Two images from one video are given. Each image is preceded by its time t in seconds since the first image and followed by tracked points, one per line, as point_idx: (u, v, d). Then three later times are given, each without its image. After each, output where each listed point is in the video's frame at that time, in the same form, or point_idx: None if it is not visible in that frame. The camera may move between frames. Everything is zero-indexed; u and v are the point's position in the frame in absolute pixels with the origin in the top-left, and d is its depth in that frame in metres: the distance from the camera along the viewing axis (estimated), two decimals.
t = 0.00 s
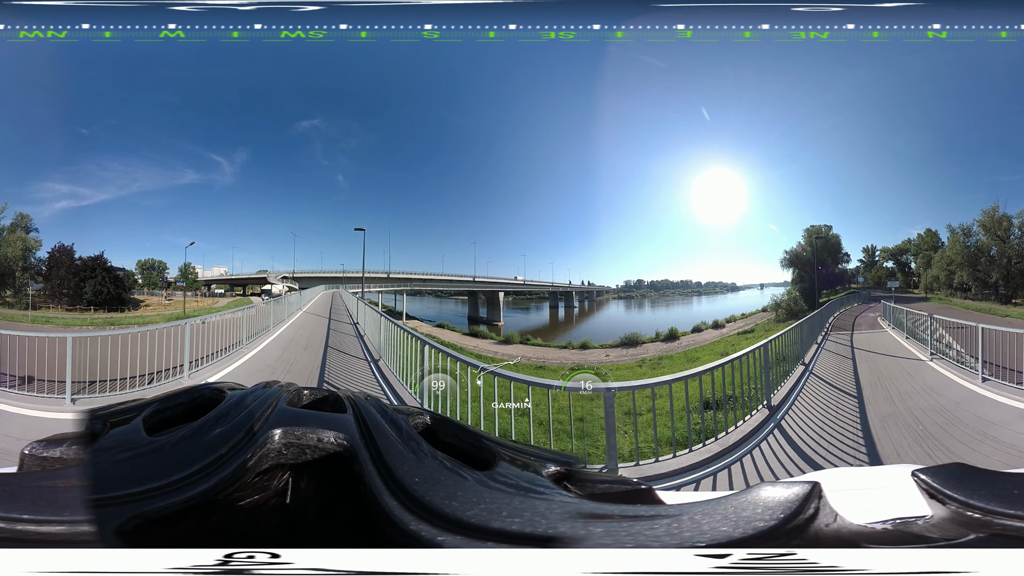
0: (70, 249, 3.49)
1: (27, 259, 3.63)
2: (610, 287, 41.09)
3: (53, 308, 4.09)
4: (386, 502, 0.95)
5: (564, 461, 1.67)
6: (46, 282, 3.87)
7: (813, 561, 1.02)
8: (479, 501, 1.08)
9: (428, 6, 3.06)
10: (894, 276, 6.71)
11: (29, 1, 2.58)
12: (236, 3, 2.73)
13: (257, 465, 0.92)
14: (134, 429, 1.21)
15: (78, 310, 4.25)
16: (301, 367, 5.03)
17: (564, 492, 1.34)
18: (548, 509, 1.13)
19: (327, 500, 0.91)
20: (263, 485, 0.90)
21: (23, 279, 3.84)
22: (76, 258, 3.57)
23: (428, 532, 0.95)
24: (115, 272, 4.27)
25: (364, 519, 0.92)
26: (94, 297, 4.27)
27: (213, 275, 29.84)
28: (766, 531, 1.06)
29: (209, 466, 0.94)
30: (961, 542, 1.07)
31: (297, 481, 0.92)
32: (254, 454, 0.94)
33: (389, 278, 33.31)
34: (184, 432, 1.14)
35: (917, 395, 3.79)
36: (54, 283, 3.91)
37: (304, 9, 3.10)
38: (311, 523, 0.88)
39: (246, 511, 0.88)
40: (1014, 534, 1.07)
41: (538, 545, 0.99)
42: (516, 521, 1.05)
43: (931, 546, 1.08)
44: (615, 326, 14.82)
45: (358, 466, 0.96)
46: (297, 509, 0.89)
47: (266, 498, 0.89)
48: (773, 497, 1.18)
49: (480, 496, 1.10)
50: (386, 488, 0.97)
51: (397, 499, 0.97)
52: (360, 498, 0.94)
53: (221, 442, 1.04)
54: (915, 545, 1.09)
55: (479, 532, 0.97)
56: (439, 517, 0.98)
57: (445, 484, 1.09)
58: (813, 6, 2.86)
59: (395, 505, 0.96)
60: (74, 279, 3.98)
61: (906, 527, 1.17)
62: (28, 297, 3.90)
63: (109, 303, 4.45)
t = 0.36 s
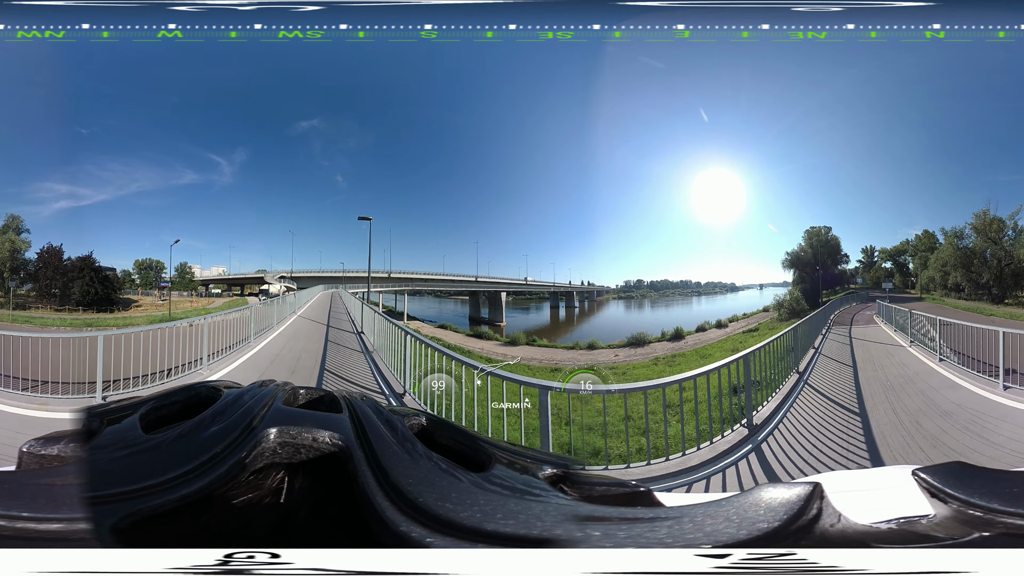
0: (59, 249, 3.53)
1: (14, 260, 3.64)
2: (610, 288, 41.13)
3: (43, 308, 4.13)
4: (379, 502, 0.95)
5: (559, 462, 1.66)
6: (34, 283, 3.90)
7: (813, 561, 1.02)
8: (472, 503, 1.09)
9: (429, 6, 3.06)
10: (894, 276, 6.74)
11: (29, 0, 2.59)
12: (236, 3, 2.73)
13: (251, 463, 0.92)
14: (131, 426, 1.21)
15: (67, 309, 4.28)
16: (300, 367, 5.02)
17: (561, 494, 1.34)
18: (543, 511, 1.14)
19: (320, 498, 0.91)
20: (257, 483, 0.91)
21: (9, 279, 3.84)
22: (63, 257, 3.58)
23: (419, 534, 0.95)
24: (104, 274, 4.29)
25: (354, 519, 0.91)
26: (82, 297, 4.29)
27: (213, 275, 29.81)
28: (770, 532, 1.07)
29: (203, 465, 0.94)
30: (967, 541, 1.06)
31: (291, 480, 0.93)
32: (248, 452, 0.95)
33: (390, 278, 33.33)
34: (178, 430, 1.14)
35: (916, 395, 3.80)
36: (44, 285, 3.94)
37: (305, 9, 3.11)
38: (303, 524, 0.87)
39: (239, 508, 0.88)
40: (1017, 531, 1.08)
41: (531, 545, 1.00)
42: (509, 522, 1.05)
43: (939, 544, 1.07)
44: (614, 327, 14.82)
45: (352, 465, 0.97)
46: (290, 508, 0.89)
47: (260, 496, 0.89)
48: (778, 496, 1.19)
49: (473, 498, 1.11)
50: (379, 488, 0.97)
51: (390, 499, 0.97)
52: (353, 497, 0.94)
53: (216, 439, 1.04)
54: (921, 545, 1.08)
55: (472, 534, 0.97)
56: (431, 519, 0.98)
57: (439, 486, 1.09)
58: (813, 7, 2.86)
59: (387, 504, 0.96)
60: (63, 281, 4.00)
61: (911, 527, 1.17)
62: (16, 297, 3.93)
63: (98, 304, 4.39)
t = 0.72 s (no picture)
0: (46, 249, 3.49)
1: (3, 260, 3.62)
2: (610, 288, 41.15)
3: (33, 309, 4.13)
4: (379, 504, 0.95)
5: (556, 460, 1.65)
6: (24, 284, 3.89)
7: (813, 561, 1.02)
8: (473, 502, 1.09)
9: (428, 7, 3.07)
10: (893, 277, 6.76)
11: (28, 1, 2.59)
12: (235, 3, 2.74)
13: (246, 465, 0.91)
14: (123, 428, 1.22)
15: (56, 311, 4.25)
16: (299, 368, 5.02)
17: (560, 493, 1.34)
18: (545, 509, 1.14)
19: (318, 501, 0.91)
20: (253, 486, 0.90)
21: None
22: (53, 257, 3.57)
23: (423, 534, 0.95)
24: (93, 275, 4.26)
25: (356, 521, 0.92)
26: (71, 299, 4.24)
27: (212, 275, 29.78)
28: (759, 529, 1.07)
29: (198, 467, 0.94)
30: (945, 541, 1.07)
31: (288, 483, 0.92)
32: (244, 456, 0.95)
33: (389, 278, 33.33)
34: (172, 433, 1.14)
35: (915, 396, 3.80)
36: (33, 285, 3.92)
37: (304, 8, 3.10)
38: (303, 525, 0.88)
39: (237, 510, 0.88)
40: (1000, 534, 1.07)
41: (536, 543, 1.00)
42: (512, 520, 1.06)
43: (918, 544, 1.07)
44: (614, 327, 14.84)
45: (350, 468, 0.96)
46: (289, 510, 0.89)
47: (257, 499, 0.89)
48: (770, 493, 1.21)
49: (472, 498, 1.10)
50: (378, 490, 0.97)
51: (391, 501, 0.98)
52: (352, 499, 0.94)
53: (210, 443, 1.04)
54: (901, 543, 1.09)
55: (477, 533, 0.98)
56: (433, 519, 0.98)
57: (439, 487, 1.08)
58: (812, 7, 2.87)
59: (388, 507, 0.96)
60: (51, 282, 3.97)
61: (894, 525, 1.16)
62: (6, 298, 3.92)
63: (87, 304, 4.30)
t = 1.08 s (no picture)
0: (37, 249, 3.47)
1: None
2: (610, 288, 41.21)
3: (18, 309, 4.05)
4: (384, 508, 0.95)
5: (570, 463, 1.67)
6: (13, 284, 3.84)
7: (813, 561, 1.02)
8: (484, 505, 1.09)
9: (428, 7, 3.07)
10: (891, 277, 6.78)
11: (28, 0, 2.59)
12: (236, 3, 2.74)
13: (248, 468, 0.91)
14: (127, 428, 1.22)
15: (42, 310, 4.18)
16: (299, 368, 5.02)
17: (573, 495, 1.34)
18: (560, 512, 1.13)
19: (320, 506, 0.92)
20: (254, 488, 0.90)
21: None
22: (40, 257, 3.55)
23: (434, 537, 0.95)
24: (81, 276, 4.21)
25: (359, 525, 0.92)
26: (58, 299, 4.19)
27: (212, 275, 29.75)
28: (781, 525, 1.08)
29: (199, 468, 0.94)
30: (950, 535, 1.07)
31: (290, 485, 0.93)
32: (246, 457, 0.93)
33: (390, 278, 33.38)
34: (176, 434, 1.14)
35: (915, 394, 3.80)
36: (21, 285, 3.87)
37: (304, 8, 3.11)
38: (301, 528, 0.89)
39: (234, 513, 0.88)
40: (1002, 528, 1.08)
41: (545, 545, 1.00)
42: (526, 525, 1.05)
43: (926, 539, 1.07)
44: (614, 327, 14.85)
45: (355, 472, 0.95)
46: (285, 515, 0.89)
47: (256, 501, 0.90)
48: (783, 491, 1.21)
49: (481, 501, 1.10)
50: (383, 493, 0.97)
51: (396, 505, 0.97)
52: (356, 504, 0.93)
53: (211, 446, 1.03)
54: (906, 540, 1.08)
55: (489, 536, 0.98)
56: (442, 523, 0.98)
57: (448, 491, 1.08)
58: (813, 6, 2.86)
59: (394, 511, 0.96)
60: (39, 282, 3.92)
61: (899, 521, 1.17)
62: None
63: (75, 303, 4.28)
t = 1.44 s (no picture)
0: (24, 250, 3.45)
1: None
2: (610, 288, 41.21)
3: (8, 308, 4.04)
4: (413, 507, 0.96)
5: (581, 454, 1.66)
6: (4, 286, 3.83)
7: (813, 561, 1.03)
8: (506, 498, 1.09)
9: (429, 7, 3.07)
10: (889, 278, 6.79)
11: (31, 2, 2.61)
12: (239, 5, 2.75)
13: (267, 475, 0.90)
14: (133, 439, 1.21)
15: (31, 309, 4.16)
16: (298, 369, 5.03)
17: (585, 486, 1.34)
18: (575, 504, 1.13)
19: (349, 508, 0.93)
20: (276, 494, 0.91)
21: None
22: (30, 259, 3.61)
23: (461, 532, 0.94)
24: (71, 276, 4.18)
25: (394, 528, 0.92)
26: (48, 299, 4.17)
27: (212, 276, 29.74)
28: (764, 520, 1.08)
29: (212, 476, 0.93)
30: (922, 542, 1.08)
31: (312, 487, 0.94)
32: (263, 464, 0.93)
33: (390, 278, 33.39)
34: (186, 443, 1.14)
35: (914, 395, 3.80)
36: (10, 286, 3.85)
37: (304, 9, 3.11)
38: (336, 531, 0.90)
39: (259, 519, 0.89)
40: (978, 540, 1.08)
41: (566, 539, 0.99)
42: (547, 517, 1.05)
43: (894, 541, 1.08)
44: (614, 327, 14.86)
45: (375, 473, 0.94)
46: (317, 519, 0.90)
47: (280, 506, 0.91)
48: (774, 485, 1.20)
49: (502, 495, 1.10)
50: (409, 494, 0.97)
51: (424, 504, 0.97)
52: (384, 504, 0.94)
53: (223, 454, 1.03)
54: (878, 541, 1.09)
55: (511, 528, 0.98)
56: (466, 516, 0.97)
57: (471, 486, 1.07)
58: (812, 7, 2.86)
59: (423, 510, 0.96)
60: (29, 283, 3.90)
61: (879, 521, 1.17)
62: None
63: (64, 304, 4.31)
